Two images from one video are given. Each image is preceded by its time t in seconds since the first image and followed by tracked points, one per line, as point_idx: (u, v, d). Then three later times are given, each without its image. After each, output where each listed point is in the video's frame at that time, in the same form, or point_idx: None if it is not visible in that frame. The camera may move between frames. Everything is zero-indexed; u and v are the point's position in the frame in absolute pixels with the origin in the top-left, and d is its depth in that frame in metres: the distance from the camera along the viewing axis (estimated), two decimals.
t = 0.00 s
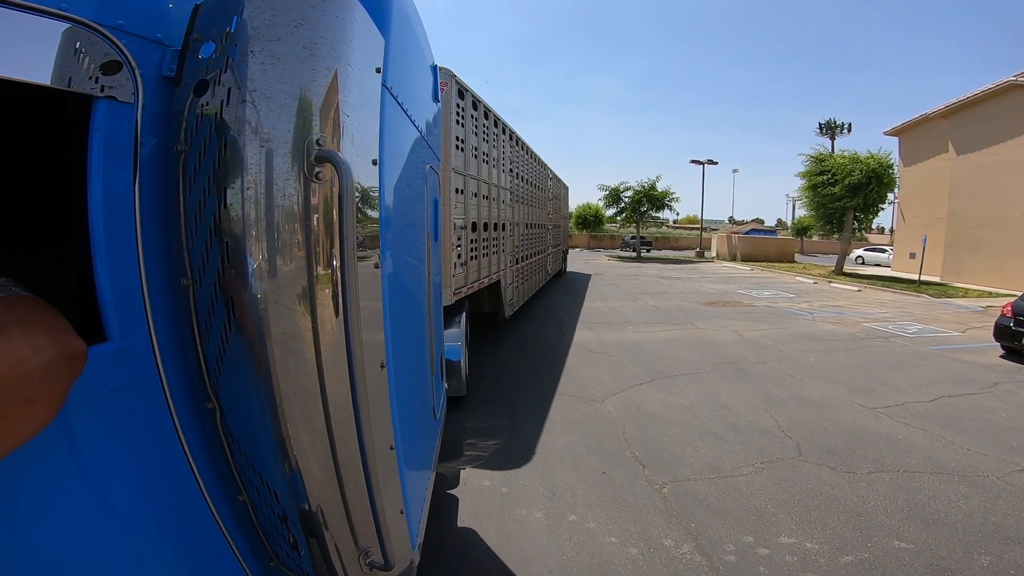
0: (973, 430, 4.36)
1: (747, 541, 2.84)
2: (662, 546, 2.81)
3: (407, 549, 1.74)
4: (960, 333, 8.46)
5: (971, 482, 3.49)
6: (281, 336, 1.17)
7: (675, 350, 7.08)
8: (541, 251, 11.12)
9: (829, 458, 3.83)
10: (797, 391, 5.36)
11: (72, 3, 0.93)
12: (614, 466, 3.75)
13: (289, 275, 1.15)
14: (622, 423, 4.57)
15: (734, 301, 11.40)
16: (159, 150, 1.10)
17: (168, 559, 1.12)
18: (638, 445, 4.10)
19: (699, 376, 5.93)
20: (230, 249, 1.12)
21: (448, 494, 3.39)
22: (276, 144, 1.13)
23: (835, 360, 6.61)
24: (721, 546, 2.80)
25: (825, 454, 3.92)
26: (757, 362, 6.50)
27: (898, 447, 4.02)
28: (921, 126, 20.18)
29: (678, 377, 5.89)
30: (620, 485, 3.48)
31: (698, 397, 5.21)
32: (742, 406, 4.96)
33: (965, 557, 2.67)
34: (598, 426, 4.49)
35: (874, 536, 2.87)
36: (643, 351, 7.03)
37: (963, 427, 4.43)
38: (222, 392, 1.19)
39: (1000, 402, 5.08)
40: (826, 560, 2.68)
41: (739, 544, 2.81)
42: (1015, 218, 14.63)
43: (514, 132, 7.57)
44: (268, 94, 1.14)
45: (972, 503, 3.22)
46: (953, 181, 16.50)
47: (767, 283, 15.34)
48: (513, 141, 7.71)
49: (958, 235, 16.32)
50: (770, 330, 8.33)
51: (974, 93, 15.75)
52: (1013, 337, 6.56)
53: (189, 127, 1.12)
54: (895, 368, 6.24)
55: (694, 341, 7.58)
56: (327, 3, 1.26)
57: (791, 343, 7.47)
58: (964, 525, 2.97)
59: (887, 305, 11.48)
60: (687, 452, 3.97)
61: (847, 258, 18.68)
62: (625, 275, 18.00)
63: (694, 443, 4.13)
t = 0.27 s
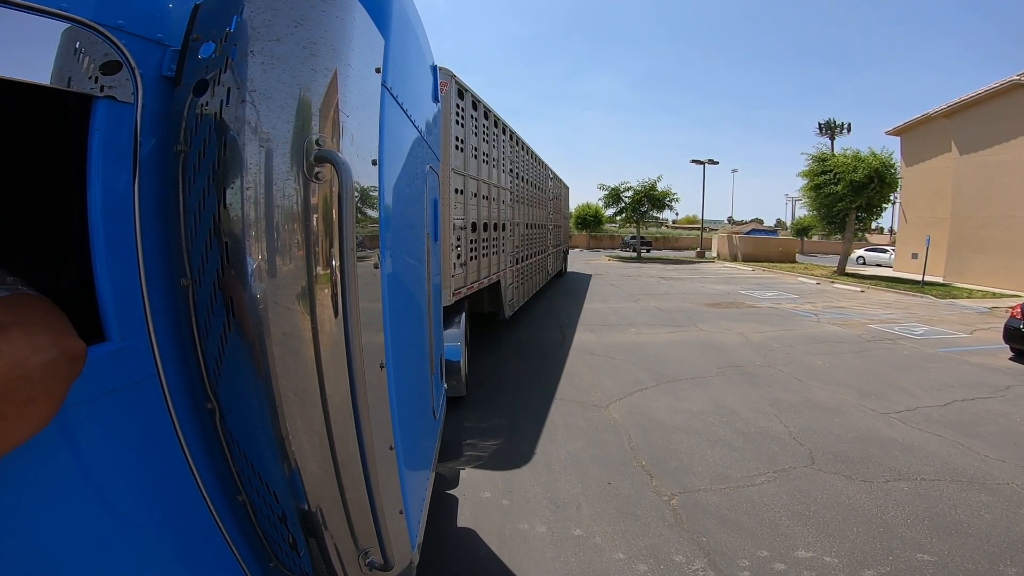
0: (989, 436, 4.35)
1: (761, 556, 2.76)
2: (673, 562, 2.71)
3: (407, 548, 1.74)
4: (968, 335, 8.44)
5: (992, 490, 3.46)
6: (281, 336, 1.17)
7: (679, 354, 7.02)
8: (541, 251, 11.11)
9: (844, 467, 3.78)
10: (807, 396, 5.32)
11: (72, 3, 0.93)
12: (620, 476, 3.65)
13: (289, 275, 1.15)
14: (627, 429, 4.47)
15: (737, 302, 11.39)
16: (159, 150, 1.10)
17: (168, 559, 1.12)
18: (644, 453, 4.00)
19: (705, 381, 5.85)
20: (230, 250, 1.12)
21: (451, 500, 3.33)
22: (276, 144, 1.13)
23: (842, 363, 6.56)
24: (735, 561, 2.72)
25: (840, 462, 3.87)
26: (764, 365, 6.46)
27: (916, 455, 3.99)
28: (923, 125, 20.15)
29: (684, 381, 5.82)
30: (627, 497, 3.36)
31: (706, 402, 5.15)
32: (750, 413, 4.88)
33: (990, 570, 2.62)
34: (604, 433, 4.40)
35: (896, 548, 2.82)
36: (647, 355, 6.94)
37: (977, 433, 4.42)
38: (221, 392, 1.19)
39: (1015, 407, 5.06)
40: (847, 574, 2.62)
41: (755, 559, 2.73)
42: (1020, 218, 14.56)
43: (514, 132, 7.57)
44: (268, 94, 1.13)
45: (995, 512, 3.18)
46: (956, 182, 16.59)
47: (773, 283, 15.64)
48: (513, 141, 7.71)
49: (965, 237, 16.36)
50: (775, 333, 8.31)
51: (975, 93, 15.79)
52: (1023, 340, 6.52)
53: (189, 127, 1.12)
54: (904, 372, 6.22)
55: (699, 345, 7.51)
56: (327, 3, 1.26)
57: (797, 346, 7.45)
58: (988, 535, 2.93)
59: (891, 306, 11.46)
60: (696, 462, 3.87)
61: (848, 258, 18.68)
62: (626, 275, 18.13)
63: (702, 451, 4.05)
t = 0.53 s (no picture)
0: (1005, 442, 4.28)
1: (777, 571, 2.65)
2: None
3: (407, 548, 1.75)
4: (976, 336, 8.39)
5: (1012, 498, 3.38)
6: (280, 336, 1.17)
7: (683, 356, 6.93)
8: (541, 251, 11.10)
9: (859, 475, 3.69)
10: (816, 401, 5.25)
11: (72, 3, 0.93)
12: (627, 486, 3.51)
13: (288, 274, 1.15)
14: (633, 436, 4.35)
15: (739, 302, 11.35)
16: (158, 150, 1.10)
17: (168, 558, 1.12)
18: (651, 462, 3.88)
19: (710, 385, 5.75)
20: (230, 250, 1.12)
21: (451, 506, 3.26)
22: (275, 144, 1.13)
23: (850, 366, 6.51)
24: None
25: (854, 469, 3.78)
26: (770, 369, 6.40)
27: (932, 461, 3.91)
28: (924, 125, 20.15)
29: (689, 385, 5.73)
30: (634, 509, 3.23)
31: (713, 407, 5.06)
32: (759, 418, 4.77)
33: None
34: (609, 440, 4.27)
35: (918, 560, 2.74)
36: (651, 358, 6.83)
37: (993, 438, 4.36)
38: (221, 392, 1.19)
39: None
40: None
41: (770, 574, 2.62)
42: None
43: (514, 132, 7.57)
44: (268, 94, 1.13)
45: (1017, 521, 3.11)
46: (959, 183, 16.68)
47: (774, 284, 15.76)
48: (513, 140, 7.71)
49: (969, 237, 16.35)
50: (779, 334, 8.27)
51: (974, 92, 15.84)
52: None
53: (188, 127, 1.12)
54: (915, 375, 6.16)
55: (704, 348, 7.42)
56: (328, 3, 1.26)
57: (803, 348, 7.41)
58: (1012, 545, 2.86)
59: (895, 307, 11.42)
60: (705, 471, 3.75)
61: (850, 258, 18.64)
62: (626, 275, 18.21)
63: (711, 458, 3.95)
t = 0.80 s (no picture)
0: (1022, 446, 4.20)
1: None
2: None
3: (406, 548, 1.75)
4: (984, 337, 8.33)
5: None
6: (279, 335, 1.16)
7: (688, 359, 6.82)
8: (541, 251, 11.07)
9: (875, 483, 3.57)
10: (826, 404, 5.15)
11: (71, 3, 0.93)
12: (635, 498, 3.36)
13: (288, 274, 1.15)
14: (638, 444, 4.20)
15: (742, 303, 11.31)
16: (158, 150, 1.10)
17: (167, 558, 1.12)
18: (657, 471, 3.73)
19: (716, 388, 5.63)
20: (229, 249, 1.11)
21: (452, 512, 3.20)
22: (274, 144, 1.13)
23: (858, 368, 6.45)
24: None
25: (869, 477, 3.67)
26: (777, 371, 6.32)
27: (950, 468, 3.82)
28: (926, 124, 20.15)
29: (695, 388, 5.61)
30: (641, 521, 3.09)
31: (720, 411, 4.94)
32: (769, 423, 4.65)
33: None
34: (613, 447, 4.13)
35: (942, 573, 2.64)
36: (655, 361, 6.70)
37: (1010, 443, 4.27)
38: (220, 392, 1.19)
39: None
40: None
41: None
42: None
43: (514, 131, 7.57)
44: (267, 94, 1.13)
45: None
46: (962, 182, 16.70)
47: (773, 283, 15.59)
48: (513, 140, 7.71)
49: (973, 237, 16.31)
50: (784, 336, 8.21)
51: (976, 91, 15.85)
52: None
53: (187, 127, 1.12)
54: (926, 378, 6.09)
55: (710, 350, 7.31)
56: (327, 3, 1.26)
57: (809, 350, 7.35)
58: None
59: (900, 307, 11.37)
60: (714, 480, 3.61)
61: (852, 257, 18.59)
62: (626, 275, 18.22)
63: (721, 466, 3.82)
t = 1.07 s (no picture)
0: None
1: None
2: None
3: (406, 548, 1.75)
4: (992, 339, 8.30)
5: None
6: (279, 335, 1.16)
7: (693, 362, 6.71)
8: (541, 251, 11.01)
9: (893, 492, 3.47)
10: (836, 409, 5.05)
11: (70, 3, 0.93)
12: (644, 511, 3.21)
13: (287, 274, 1.15)
14: (645, 452, 4.06)
15: (745, 304, 11.28)
16: (157, 150, 1.10)
17: (166, 559, 1.12)
18: (665, 481, 3.59)
19: (723, 393, 5.52)
20: (228, 249, 1.11)
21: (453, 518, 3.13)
22: (274, 144, 1.13)
23: (867, 371, 6.38)
24: None
25: (886, 485, 3.57)
26: (784, 374, 6.23)
27: (969, 475, 3.73)
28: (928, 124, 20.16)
29: (701, 392, 5.50)
30: (648, 537, 2.95)
31: (728, 416, 4.82)
32: (780, 429, 4.53)
33: None
34: (618, 455, 3.98)
35: None
36: (660, 365, 6.57)
37: None
38: (219, 392, 1.18)
39: None
40: None
41: None
42: None
43: (513, 131, 7.57)
44: (266, 94, 1.13)
45: None
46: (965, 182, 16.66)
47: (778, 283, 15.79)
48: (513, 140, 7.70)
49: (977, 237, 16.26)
50: (789, 338, 8.15)
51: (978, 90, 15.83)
52: None
53: (187, 127, 1.12)
54: (938, 381, 6.02)
55: (715, 353, 7.20)
56: (327, 3, 1.26)
57: (816, 352, 7.28)
58: None
59: (904, 308, 11.35)
60: (725, 491, 3.48)
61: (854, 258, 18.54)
62: (626, 275, 18.22)
63: (732, 475, 3.70)
